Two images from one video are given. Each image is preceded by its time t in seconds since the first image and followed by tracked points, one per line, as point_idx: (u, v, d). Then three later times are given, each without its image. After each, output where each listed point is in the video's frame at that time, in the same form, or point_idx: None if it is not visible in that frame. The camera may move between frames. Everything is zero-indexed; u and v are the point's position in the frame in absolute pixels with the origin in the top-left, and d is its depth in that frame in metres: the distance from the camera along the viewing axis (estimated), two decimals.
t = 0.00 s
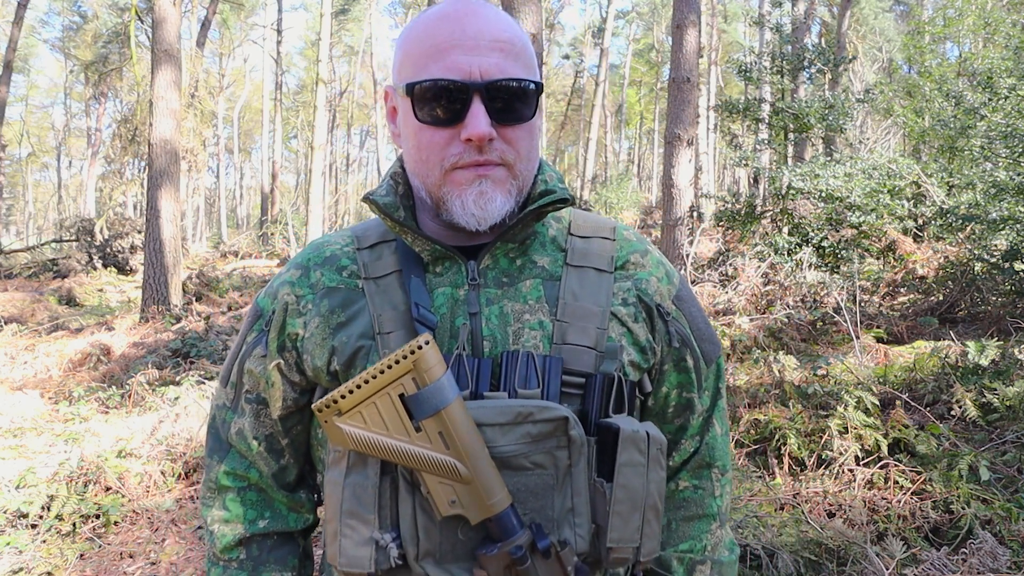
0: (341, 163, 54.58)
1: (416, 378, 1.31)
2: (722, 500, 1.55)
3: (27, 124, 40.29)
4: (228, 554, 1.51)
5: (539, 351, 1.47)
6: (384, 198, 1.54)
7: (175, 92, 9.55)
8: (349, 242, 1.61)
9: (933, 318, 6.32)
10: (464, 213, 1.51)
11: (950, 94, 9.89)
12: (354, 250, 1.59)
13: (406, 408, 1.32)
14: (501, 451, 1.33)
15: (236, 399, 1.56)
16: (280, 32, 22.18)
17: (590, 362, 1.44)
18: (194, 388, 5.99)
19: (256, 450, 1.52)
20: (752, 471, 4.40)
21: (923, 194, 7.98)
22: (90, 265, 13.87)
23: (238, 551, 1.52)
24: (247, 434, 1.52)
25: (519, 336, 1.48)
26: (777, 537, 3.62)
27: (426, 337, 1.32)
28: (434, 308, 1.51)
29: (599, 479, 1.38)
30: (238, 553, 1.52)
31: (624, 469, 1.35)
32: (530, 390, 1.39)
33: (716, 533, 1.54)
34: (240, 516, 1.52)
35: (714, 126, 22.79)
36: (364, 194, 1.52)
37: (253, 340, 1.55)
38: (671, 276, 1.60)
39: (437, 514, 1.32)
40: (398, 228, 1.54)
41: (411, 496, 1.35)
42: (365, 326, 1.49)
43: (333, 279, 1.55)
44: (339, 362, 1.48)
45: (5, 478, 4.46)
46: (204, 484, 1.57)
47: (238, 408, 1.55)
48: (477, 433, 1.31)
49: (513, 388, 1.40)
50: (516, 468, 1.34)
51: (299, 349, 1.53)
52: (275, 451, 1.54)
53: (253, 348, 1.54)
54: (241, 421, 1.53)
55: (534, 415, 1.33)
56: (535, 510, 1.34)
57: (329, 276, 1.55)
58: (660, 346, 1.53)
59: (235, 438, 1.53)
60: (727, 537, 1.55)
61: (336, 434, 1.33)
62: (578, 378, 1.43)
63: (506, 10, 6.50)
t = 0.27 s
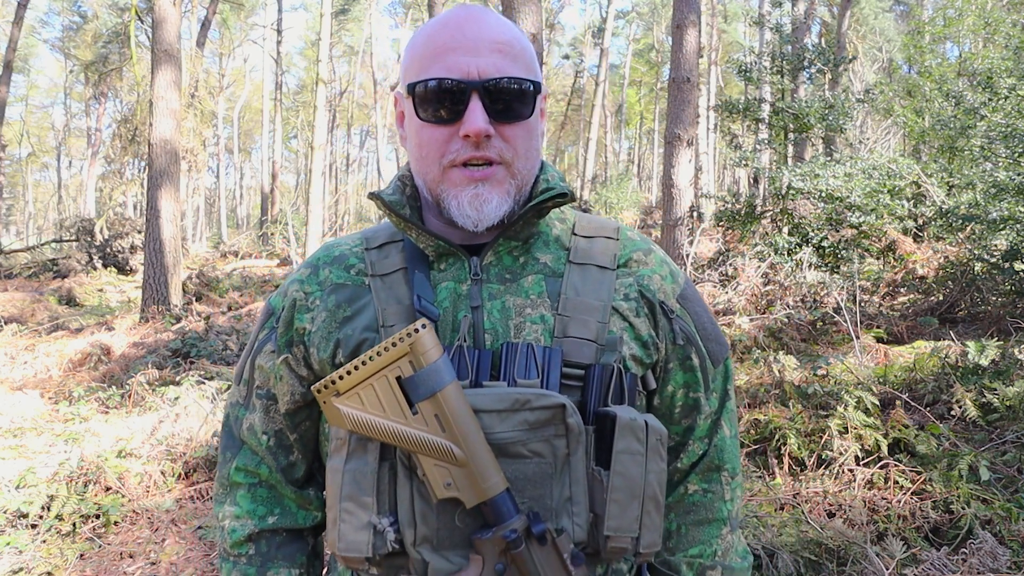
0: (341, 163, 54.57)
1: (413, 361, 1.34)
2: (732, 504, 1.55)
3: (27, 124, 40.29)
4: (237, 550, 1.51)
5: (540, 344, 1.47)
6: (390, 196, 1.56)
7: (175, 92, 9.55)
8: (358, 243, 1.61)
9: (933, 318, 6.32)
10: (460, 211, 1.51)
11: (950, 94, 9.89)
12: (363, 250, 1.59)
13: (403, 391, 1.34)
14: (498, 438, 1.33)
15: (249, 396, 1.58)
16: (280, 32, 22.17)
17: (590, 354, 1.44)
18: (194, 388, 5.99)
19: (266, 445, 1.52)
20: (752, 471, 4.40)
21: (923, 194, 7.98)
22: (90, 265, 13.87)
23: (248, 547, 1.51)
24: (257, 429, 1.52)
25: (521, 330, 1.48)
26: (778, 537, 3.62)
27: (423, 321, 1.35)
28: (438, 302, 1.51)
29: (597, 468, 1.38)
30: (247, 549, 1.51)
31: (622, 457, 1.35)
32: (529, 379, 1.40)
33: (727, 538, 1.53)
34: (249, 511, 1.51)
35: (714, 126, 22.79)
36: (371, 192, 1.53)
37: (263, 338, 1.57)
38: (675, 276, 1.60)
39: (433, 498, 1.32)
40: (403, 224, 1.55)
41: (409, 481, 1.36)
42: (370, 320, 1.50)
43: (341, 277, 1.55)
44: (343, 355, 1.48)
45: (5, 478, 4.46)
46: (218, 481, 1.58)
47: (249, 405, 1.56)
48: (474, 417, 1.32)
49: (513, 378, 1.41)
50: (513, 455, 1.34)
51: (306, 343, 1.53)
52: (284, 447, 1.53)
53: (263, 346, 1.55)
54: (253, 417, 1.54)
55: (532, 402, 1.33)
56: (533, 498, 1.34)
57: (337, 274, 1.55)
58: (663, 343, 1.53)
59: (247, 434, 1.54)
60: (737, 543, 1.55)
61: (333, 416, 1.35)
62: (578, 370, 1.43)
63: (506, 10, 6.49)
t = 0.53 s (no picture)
0: (341, 163, 54.57)
1: (416, 354, 1.35)
2: (739, 506, 1.55)
3: (27, 124, 40.30)
4: (247, 545, 1.51)
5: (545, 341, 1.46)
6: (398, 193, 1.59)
7: (175, 92, 9.55)
8: (368, 242, 1.61)
9: (933, 318, 6.31)
10: (471, 202, 1.51)
11: (950, 94, 9.89)
12: (372, 249, 1.59)
13: (406, 384, 1.35)
14: (501, 432, 1.33)
15: (259, 392, 1.58)
16: (280, 32, 22.17)
17: (594, 352, 1.44)
18: (194, 388, 5.98)
19: (275, 441, 1.52)
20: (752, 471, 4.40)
21: (923, 194, 7.97)
22: (89, 265, 13.87)
23: (257, 542, 1.51)
24: (267, 425, 1.52)
25: (526, 327, 1.48)
26: (778, 537, 3.62)
27: (426, 315, 1.35)
28: (444, 299, 1.51)
29: (599, 464, 1.38)
30: (256, 544, 1.51)
31: (623, 453, 1.35)
32: (533, 375, 1.40)
33: (734, 541, 1.53)
34: (259, 506, 1.51)
35: (714, 126, 22.78)
36: (381, 188, 1.58)
37: (274, 335, 1.57)
38: (681, 276, 1.60)
39: (434, 491, 1.32)
40: (411, 221, 1.55)
41: (411, 474, 1.36)
42: (376, 317, 1.50)
43: (350, 274, 1.55)
44: (350, 350, 1.48)
45: (5, 478, 4.46)
46: (229, 477, 1.58)
47: (260, 401, 1.56)
48: (476, 411, 1.32)
49: (517, 374, 1.41)
50: (515, 450, 1.34)
51: (314, 340, 1.54)
52: (293, 443, 1.53)
53: (274, 342, 1.56)
54: (262, 413, 1.54)
55: (534, 397, 1.33)
56: (535, 494, 1.34)
57: (346, 271, 1.55)
58: (669, 343, 1.53)
59: (257, 430, 1.54)
60: (745, 545, 1.55)
61: (336, 407, 1.35)
62: (581, 367, 1.43)
63: (507, 10, 6.49)
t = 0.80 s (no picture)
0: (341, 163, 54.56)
1: (421, 361, 1.34)
2: (739, 505, 1.55)
3: (27, 124, 40.30)
4: (254, 539, 1.51)
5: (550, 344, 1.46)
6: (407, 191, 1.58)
7: (175, 92, 9.54)
8: (371, 239, 1.62)
9: (933, 319, 6.31)
10: (479, 192, 1.50)
11: (950, 94, 9.89)
12: (376, 246, 1.60)
13: (411, 390, 1.34)
14: (505, 438, 1.33)
15: (264, 389, 1.57)
16: (280, 32, 22.17)
17: (598, 356, 1.44)
18: (194, 388, 5.98)
19: (282, 438, 1.52)
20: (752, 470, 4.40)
21: (923, 194, 7.97)
22: (89, 265, 13.87)
23: (265, 537, 1.52)
24: (273, 422, 1.52)
25: (531, 329, 1.48)
26: (777, 537, 3.62)
27: (431, 321, 1.35)
28: (448, 301, 1.51)
29: (603, 470, 1.38)
30: (264, 539, 1.52)
31: (627, 460, 1.35)
32: (537, 380, 1.40)
33: (733, 539, 1.53)
34: (266, 502, 1.52)
35: (714, 126, 22.78)
36: (386, 185, 1.56)
37: (279, 332, 1.57)
38: (686, 277, 1.59)
39: (438, 497, 1.32)
40: (417, 219, 1.55)
41: (416, 479, 1.36)
42: (381, 318, 1.49)
43: (354, 273, 1.55)
44: (355, 352, 1.48)
45: (5, 478, 4.46)
46: (235, 472, 1.58)
47: (266, 399, 1.56)
48: (480, 417, 1.32)
49: (521, 379, 1.41)
50: (519, 456, 1.34)
51: (319, 339, 1.53)
52: (299, 440, 1.53)
53: (279, 340, 1.55)
54: (268, 410, 1.54)
55: (538, 403, 1.33)
56: (538, 499, 1.34)
57: (350, 270, 1.56)
58: (673, 345, 1.53)
59: (263, 426, 1.54)
60: (744, 543, 1.55)
61: (342, 414, 1.35)
62: (585, 372, 1.43)
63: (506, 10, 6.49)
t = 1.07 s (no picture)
0: (341, 163, 54.56)
1: (427, 391, 1.29)
2: (727, 501, 1.57)
3: (27, 124, 40.32)
4: (253, 539, 1.52)
5: (552, 359, 1.47)
6: (409, 194, 1.57)
7: (175, 92, 9.54)
8: (368, 240, 1.62)
9: (933, 318, 6.31)
10: (484, 193, 1.49)
11: (950, 94, 9.89)
12: (373, 249, 1.60)
13: (417, 419, 1.31)
14: (510, 461, 1.33)
15: (261, 392, 1.57)
16: (281, 32, 22.17)
17: (602, 372, 1.43)
18: (194, 388, 5.98)
19: (280, 441, 1.53)
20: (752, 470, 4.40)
21: (923, 194, 7.96)
22: (89, 265, 13.87)
23: (264, 536, 1.53)
24: (271, 426, 1.52)
25: (532, 343, 1.48)
26: (778, 537, 3.62)
27: (438, 349, 1.30)
28: (450, 314, 1.50)
29: (605, 490, 1.38)
30: (264, 538, 1.53)
31: (631, 483, 1.36)
32: (541, 401, 1.39)
33: (719, 533, 1.56)
34: (265, 502, 1.53)
35: (714, 126, 22.77)
36: (390, 191, 1.56)
37: (275, 338, 1.56)
38: (687, 280, 1.59)
39: (444, 522, 1.32)
40: (418, 226, 1.55)
41: (421, 502, 1.35)
42: (382, 329, 1.49)
43: (352, 280, 1.55)
44: (355, 364, 1.48)
45: (5, 478, 4.46)
46: (231, 472, 1.59)
47: (262, 402, 1.56)
48: (486, 444, 1.30)
49: (525, 399, 1.41)
50: (524, 478, 1.34)
51: (318, 347, 1.53)
52: (298, 442, 1.54)
53: (275, 346, 1.55)
54: (265, 414, 1.54)
55: (544, 427, 1.33)
56: (541, 519, 1.35)
57: (348, 277, 1.55)
58: (674, 354, 1.53)
59: (260, 429, 1.54)
60: (732, 536, 1.57)
61: (346, 442, 1.33)
62: (588, 388, 1.43)
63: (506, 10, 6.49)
